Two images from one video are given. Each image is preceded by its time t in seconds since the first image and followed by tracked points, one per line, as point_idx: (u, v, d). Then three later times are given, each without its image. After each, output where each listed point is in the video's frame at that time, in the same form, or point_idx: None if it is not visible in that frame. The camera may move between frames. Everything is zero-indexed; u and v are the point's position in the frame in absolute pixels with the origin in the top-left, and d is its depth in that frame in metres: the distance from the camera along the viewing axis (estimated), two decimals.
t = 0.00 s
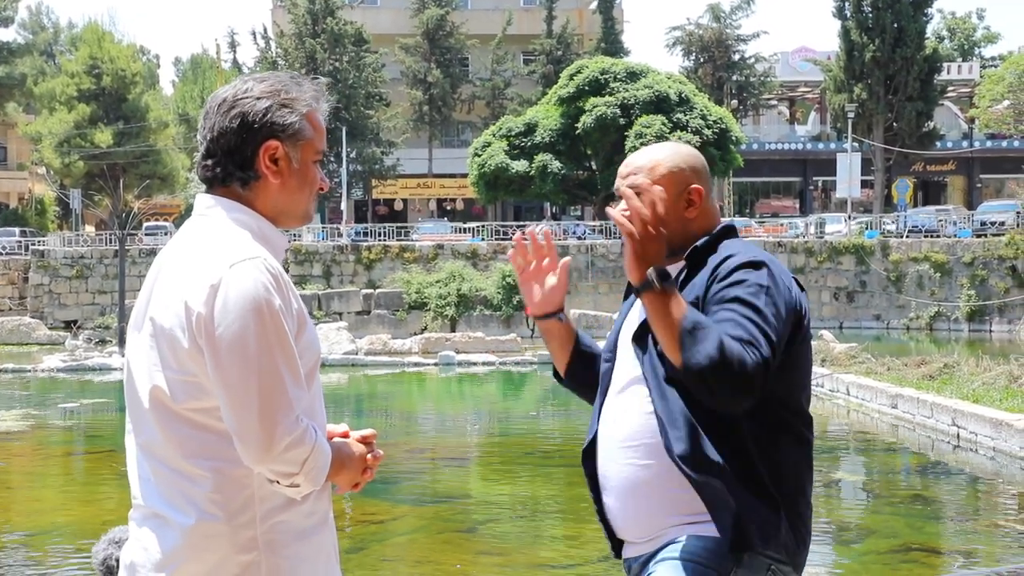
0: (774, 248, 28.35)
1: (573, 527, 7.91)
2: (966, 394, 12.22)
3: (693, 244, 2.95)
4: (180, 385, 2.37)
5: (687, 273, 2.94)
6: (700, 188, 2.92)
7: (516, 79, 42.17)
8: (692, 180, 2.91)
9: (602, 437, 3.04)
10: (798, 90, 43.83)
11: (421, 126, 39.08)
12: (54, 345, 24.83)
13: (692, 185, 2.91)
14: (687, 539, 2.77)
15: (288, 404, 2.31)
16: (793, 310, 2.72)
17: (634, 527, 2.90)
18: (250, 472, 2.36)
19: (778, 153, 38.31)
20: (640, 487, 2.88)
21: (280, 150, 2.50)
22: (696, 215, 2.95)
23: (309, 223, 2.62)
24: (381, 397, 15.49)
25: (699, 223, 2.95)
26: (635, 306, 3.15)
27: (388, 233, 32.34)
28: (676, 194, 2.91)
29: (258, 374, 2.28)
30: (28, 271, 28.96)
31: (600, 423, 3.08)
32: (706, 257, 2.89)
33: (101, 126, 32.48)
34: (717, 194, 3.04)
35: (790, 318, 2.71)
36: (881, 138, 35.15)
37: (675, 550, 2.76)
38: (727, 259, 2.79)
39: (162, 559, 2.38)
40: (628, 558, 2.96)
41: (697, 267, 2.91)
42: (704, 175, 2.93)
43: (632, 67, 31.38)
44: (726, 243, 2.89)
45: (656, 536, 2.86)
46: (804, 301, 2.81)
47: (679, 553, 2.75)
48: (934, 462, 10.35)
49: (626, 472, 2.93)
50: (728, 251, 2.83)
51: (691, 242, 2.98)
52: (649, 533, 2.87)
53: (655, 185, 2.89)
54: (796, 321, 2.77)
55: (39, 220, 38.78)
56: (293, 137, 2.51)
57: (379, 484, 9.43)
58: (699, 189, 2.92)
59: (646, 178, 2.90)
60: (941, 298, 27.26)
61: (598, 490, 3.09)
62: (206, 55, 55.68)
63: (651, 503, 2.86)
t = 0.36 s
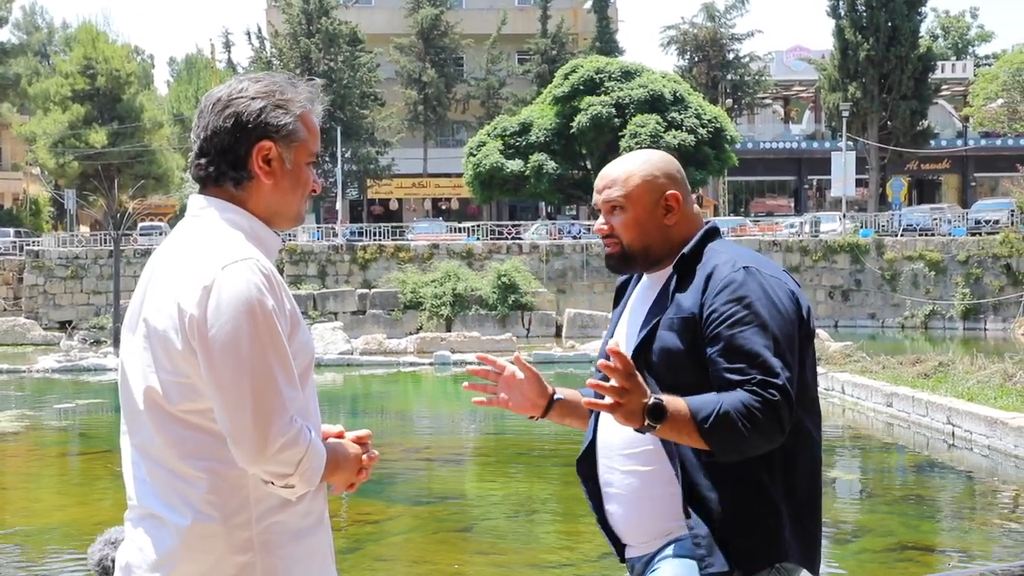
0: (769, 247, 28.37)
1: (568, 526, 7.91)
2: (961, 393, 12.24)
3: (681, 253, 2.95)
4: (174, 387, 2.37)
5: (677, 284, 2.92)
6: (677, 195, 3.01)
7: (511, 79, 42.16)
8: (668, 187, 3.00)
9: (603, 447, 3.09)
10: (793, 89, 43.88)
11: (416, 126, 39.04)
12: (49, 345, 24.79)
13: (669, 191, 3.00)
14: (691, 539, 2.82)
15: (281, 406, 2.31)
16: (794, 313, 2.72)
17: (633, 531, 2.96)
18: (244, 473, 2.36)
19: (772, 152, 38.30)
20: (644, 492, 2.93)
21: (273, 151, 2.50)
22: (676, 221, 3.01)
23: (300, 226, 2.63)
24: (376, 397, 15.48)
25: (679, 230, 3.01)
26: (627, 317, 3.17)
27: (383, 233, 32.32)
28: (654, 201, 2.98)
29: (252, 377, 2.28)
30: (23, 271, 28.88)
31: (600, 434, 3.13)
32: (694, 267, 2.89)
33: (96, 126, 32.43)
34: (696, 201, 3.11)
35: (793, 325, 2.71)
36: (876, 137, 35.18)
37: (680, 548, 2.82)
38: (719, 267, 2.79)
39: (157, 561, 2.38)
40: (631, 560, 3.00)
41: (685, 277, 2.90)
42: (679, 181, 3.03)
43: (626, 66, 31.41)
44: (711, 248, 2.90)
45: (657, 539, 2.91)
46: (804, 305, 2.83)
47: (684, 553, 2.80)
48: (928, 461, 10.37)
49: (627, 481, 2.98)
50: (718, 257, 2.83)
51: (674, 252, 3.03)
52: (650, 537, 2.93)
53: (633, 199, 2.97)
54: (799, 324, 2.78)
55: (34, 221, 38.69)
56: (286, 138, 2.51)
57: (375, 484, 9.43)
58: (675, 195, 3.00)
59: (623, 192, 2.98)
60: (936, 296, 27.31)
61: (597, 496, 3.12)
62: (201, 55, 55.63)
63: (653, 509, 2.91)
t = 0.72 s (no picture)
0: (769, 247, 28.37)
1: (567, 525, 7.91)
2: (961, 393, 12.24)
3: (687, 251, 2.95)
4: (175, 383, 2.37)
5: (683, 281, 2.92)
6: (688, 189, 3.00)
7: (512, 78, 42.15)
8: (679, 181, 2.99)
9: (607, 446, 3.10)
10: (793, 89, 43.91)
11: (417, 125, 39.02)
12: (50, 342, 24.79)
13: (680, 185, 2.99)
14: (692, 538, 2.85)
15: (282, 403, 2.31)
16: (799, 312, 2.71)
17: (637, 530, 2.97)
18: (246, 471, 2.36)
19: (773, 152, 38.27)
20: (648, 489, 2.94)
21: (275, 149, 2.49)
22: (686, 216, 3.01)
23: (302, 223, 2.62)
24: (376, 395, 15.48)
25: (689, 225, 3.02)
26: (634, 313, 3.17)
27: (383, 231, 32.34)
28: (665, 195, 2.98)
29: (253, 375, 2.28)
30: (23, 269, 28.84)
31: (603, 433, 3.14)
32: (700, 265, 2.89)
33: (96, 124, 32.42)
34: (707, 196, 3.11)
35: (795, 321, 2.69)
36: (876, 137, 35.16)
37: (684, 547, 2.84)
38: (725, 266, 2.79)
39: (157, 557, 2.37)
40: (636, 557, 3.01)
41: (692, 274, 2.90)
42: (692, 176, 3.02)
43: (627, 65, 31.43)
44: (718, 246, 2.90)
45: (661, 538, 2.93)
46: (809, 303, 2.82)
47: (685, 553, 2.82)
48: (928, 461, 10.38)
49: (632, 478, 2.99)
50: (724, 255, 2.83)
51: (683, 247, 3.03)
52: (653, 536, 2.94)
53: (644, 190, 2.97)
54: (802, 324, 2.76)
55: (34, 218, 38.66)
56: (288, 136, 2.51)
57: (375, 482, 9.43)
58: (687, 190, 3.00)
59: (635, 183, 2.97)
60: (936, 296, 27.30)
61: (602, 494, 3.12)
62: (201, 53, 55.63)
63: (657, 507, 2.92)
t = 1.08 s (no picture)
0: (772, 246, 28.35)
1: (568, 523, 7.91)
2: (964, 393, 12.22)
3: (693, 249, 2.95)
4: (176, 380, 2.37)
5: (687, 280, 2.92)
6: (698, 186, 2.99)
7: (515, 76, 42.17)
8: (689, 178, 2.98)
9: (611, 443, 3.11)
10: (797, 87, 43.93)
11: (420, 122, 39.06)
12: (53, 338, 24.83)
13: (688, 181, 2.98)
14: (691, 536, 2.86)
15: (284, 400, 2.31)
16: (803, 313, 2.70)
17: (636, 525, 2.97)
18: (247, 467, 2.36)
19: (776, 151, 38.26)
20: (648, 485, 2.94)
21: (276, 146, 2.50)
22: (696, 212, 3.00)
23: (304, 220, 2.62)
24: (378, 393, 15.50)
25: (699, 222, 3.01)
26: (642, 310, 3.18)
27: (386, 229, 32.36)
28: (674, 191, 2.97)
29: (254, 371, 2.28)
30: (26, 265, 28.87)
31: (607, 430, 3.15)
32: (706, 262, 2.88)
33: (100, 121, 32.46)
34: (716, 191, 3.10)
35: (796, 321, 2.67)
36: (880, 137, 35.11)
37: (683, 546, 2.85)
38: (729, 265, 2.77)
39: (158, 554, 2.38)
40: (637, 556, 3.01)
41: (697, 271, 2.90)
42: (701, 172, 3.01)
43: (630, 64, 31.43)
44: (724, 244, 2.89)
45: (660, 536, 2.93)
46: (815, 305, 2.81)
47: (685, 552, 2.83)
48: (931, 461, 10.37)
49: (635, 475, 2.98)
50: (729, 253, 2.83)
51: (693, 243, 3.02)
52: (652, 531, 2.95)
53: (653, 188, 2.96)
54: (805, 324, 2.73)
55: (37, 215, 38.70)
56: (290, 132, 2.51)
57: (376, 480, 9.43)
58: (695, 186, 2.99)
59: (643, 182, 2.97)
60: (939, 296, 27.27)
61: (604, 491, 3.14)
62: (205, 50, 55.73)
63: (656, 503, 2.93)
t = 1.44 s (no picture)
0: (773, 245, 28.34)
1: (568, 522, 7.92)
2: (964, 393, 12.23)
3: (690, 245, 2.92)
4: (175, 376, 2.37)
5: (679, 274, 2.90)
6: (681, 187, 2.93)
7: (516, 74, 42.16)
8: (672, 179, 2.93)
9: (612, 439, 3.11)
10: (798, 86, 43.94)
11: (421, 120, 39.07)
12: (53, 335, 24.81)
13: (672, 182, 2.93)
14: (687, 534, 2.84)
15: (283, 395, 2.31)
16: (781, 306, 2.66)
17: (638, 521, 2.96)
18: (248, 464, 2.36)
19: (777, 150, 38.26)
20: (646, 482, 2.92)
21: (277, 142, 2.50)
22: (682, 215, 2.95)
23: (305, 216, 2.63)
24: (379, 390, 15.50)
25: (688, 225, 2.96)
26: (646, 303, 3.18)
27: (387, 227, 32.35)
28: (656, 194, 2.93)
29: (253, 365, 2.29)
30: (27, 262, 28.80)
31: (611, 425, 3.15)
32: (703, 255, 2.84)
33: (101, 117, 32.43)
34: (713, 187, 3.01)
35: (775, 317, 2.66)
36: (881, 136, 35.06)
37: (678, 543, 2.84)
38: (713, 259, 2.76)
39: (157, 551, 2.38)
40: (637, 552, 3.01)
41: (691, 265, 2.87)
42: (688, 172, 2.94)
43: (632, 62, 31.41)
44: (721, 240, 2.85)
45: (661, 530, 2.92)
46: (806, 301, 2.76)
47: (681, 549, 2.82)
48: (931, 460, 10.37)
49: (632, 470, 2.98)
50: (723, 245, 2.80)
51: (686, 243, 2.98)
52: (653, 528, 2.94)
53: (636, 192, 2.93)
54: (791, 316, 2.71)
55: (38, 211, 38.77)
56: (291, 129, 2.51)
57: (376, 478, 9.44)
58: (680, 187, 2.93)
59: (628, 185, 2.94)
60: (939, 296, 27.28)
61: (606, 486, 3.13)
62: (206, 47, 55.73)
63: (655, 500, 2.91)
